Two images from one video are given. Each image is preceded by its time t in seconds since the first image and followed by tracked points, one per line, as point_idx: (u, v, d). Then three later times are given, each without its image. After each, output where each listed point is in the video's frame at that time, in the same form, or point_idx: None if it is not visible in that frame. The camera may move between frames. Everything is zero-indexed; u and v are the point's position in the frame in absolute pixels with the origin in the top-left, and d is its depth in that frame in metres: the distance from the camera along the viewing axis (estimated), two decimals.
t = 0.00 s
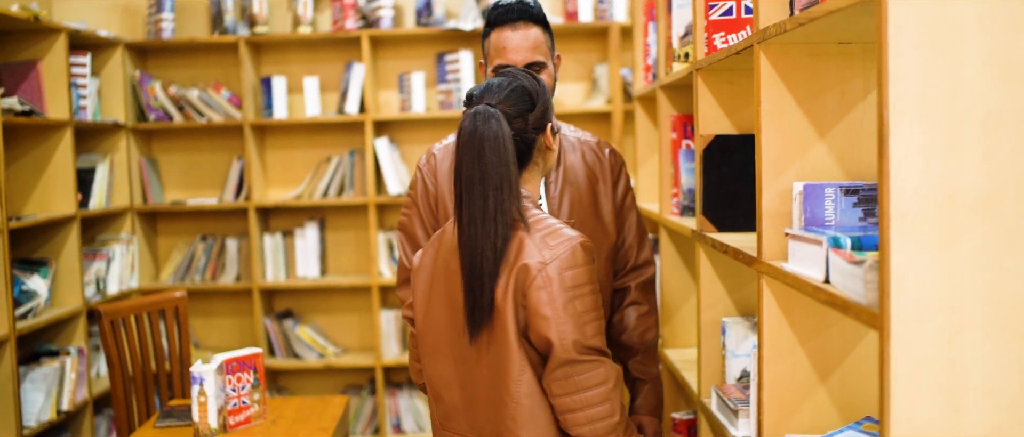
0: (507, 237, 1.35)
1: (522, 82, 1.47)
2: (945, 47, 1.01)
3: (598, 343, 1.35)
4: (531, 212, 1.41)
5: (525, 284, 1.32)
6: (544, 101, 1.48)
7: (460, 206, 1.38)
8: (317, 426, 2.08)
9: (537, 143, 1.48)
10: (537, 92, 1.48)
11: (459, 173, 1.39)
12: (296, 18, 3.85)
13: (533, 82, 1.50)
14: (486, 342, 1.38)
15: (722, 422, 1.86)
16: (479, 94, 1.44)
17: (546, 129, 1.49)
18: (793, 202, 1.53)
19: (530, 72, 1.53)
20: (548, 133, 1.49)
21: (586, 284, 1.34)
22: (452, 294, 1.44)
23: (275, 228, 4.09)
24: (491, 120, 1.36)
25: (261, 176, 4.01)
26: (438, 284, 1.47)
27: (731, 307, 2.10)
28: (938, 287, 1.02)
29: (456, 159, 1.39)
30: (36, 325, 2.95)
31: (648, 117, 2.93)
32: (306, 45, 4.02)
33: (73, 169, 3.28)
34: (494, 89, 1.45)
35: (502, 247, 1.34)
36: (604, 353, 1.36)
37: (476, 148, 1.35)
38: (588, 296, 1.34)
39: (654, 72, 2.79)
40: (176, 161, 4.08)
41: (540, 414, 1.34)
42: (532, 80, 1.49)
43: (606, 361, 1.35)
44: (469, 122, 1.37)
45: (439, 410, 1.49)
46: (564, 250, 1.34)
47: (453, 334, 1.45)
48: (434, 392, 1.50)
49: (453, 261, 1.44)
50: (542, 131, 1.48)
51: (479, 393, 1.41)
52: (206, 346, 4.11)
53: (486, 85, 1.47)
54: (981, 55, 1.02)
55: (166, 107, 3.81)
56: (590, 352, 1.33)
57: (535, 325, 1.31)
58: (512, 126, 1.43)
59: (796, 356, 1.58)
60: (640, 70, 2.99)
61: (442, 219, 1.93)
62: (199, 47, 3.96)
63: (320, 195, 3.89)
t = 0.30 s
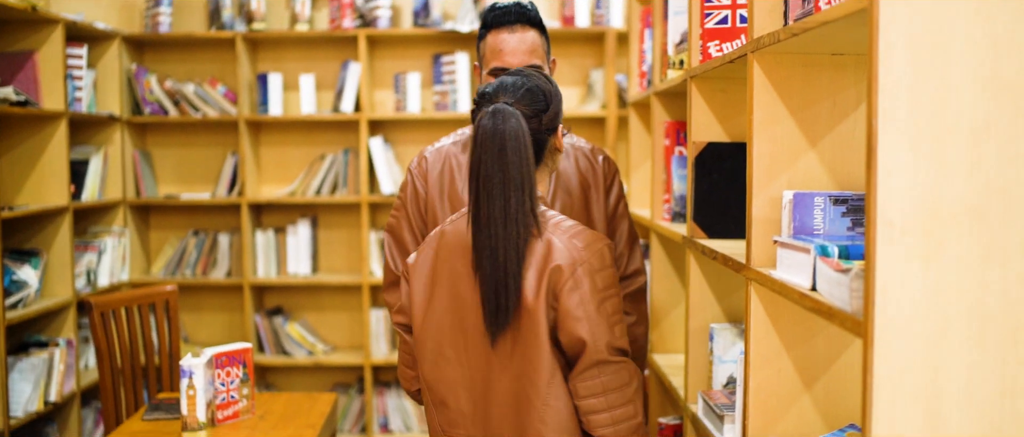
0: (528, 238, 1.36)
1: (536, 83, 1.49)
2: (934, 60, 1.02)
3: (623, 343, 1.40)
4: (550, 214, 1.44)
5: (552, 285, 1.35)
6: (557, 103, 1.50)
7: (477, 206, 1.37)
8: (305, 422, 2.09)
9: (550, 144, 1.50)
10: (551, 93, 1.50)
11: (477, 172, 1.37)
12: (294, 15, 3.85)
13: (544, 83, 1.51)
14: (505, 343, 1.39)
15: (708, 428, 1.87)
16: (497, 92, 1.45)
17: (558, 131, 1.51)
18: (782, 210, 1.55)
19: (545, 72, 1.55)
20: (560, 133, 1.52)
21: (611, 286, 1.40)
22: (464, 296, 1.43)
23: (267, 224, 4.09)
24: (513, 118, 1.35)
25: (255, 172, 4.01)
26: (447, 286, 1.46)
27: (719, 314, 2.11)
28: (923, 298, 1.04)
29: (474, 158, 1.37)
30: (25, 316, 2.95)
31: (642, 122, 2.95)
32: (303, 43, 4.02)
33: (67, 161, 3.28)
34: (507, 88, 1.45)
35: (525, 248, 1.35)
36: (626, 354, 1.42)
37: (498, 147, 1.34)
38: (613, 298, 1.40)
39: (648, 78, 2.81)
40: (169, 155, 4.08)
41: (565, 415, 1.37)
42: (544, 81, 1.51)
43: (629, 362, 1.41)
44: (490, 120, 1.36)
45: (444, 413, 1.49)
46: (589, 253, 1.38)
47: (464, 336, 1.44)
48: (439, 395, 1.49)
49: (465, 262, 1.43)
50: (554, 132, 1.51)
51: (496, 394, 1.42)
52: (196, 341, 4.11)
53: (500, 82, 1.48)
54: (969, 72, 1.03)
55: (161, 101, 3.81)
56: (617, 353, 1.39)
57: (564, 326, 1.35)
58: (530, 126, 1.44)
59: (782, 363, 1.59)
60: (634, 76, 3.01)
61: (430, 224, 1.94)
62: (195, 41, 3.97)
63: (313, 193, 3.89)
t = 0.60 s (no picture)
0: (550, 239, 1.38)
1: (552, 86, 1.49)
2: (928, 71, 1.03)
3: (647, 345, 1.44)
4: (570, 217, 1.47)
5: (579, 286, 1.38)
6: (570, 107, 1.52)
7: (497, 208, 1.36)
8: (297, 418, 2.10)
9: (563, 147, 1.52)
10: (566, 96, 1.51)
11: (497, 174, 1.36)
12: (294, 13, 3.86)
13: (558, 86, 1.52)
14: (527, 344, 1.42)
15: (699, 432, 1.88)
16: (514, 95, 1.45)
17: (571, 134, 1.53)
18: (776, 217, 1.56)
19: (556, 74, 1.56)
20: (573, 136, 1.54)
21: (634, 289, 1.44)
22: (480, 299, 1.43)
23: (262, 220, 4.09)
24: (536, 119, 1.36)
25: (252, 168, 4.02)
26: (458, 289, 1.45)
27: (711, 319, 2.12)
28: (911, 305, 1.05)
29: (494, 159, 1.36)
30: (19, 307, 2.95)
31: (639, 128, 2.96)
32: (302, 41, 4.03)
33: (64, 154, 3.28)
34: (521, 90, 1.46)
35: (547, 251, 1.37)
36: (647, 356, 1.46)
37: (520, 149, 1.34)
38: (636, 300, 1.44)
39: (646, 84, 2.83)
40: (166, 149, 4.07)
41: (588, 415, 1.41)
42: (558, 84, 1.52)
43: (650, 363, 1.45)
44: (510, 122, 1.35)
45: (453, 417, 1.48)
46: (613, 255, 1.43)
47: (479, 339, 1.44)
48: (451, 399, 1.48)
49: (481, 265, 1.43)
50: (567, 136, 1.52)
51: (516, 395, 1.43)
52: (189, 336, 4.10)
53: (515, 85, 1.48)
54: (962, 84, 1.04)
55: (160, 95, 3.82)
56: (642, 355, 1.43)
57: (592, 326, 1.39)
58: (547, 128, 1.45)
59: (773, 368, 1.60)
60: (632, 81, 3.03)
61: (423, 226, 1.93)
62: (195, 37, 3.97)
63: (310, 191, 3.89)
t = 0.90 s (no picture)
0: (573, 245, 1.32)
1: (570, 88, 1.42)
2: (921, 80, 1.04)
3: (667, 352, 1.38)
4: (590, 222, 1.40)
5: (609, 291, 1.31)
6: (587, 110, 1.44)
7: (522, 211, 1.29)
8: (289, 413, 2.11)
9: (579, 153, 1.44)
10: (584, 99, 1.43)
11: (522, 176, 1.28)
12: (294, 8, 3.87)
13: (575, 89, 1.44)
14: (550, 352, 1.32)
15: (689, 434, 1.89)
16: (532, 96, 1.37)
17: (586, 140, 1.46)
18: (769, 222, 1.57)
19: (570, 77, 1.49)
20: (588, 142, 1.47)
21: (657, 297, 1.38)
22: (500, 305, 1.33)
23: (258, 215, 4.09)
24: (562, 123, 1.29)
25: (248, 163, 4.02)
26: (476, 295, 1.34)
27: (703, 322, 2.13)
28: (899, 313, 1.06)
29: (520, 161, 1.28)
30: (12, 295, 2.94)
31: (636, 131, 2.97)
32: (302, 36, 4.03)
33: (61, 144, 3.27)
34: (541, 92, 1.37)
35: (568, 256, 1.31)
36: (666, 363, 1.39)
37: (548, 152, 1.27)
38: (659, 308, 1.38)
39: (644, 87, 2.84)
40: (163, 142, 4.07)
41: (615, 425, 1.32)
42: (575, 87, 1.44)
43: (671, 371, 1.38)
44: (535, 124, 1.28)
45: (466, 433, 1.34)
46: (639, 261, 1.37)
47: (497, 346, 1.33)
48: (463, 412, 1.34)
49: (500, 269, 1.34)
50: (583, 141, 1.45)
51: (537, 406, 1.32)
52: (182, 329, 4.10)
53: (533, 86, 1.39)
54: (955, 95, 1.05)
55: (158, 87, 3.81)
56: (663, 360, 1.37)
57: (620, 332, 1.33)
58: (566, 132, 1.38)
59: (763, 372, 1.61)
60: (630, 84, 3.04)
61: (419, 226, 1.94)
62: (195, 30, 3.97)
63: (306, 186, 3.90)
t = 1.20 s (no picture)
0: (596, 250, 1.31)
1: (587, 93, 1.39)
2: (918, 87, 1.05)
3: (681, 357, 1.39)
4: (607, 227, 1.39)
5: (634, 296, 1.31)
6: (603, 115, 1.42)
7: (544, 216, 1.27)
8: (282, 409, 2.11)
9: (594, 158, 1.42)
10: (601, 104, 1.41)
11: (546, 182, 1.26)
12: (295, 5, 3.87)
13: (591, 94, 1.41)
14: (571, 358, 1.30)
15: None
16: (552, 100, 1.33)
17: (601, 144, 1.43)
18: (764, 226, 1.58)
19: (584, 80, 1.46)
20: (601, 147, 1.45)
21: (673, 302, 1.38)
22: (518, 312, 1.30)
23: (254, 210, 4.09)
24: (585, 128, 1.28)
25: (246, 159, 4.02)
26: (493, 301, 1.31)
27: (697, 325, 2.14)
28: (892, 318, 1.07)
29: (544, 165, 1.26)
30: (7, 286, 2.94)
31: (633, 134, 2.98)
32: (302, 33, 4.03)
33: (59, 136, 3.27)
34: (560, 97, 1.34)
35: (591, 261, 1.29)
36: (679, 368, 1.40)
37: (573, 156, 1.26)
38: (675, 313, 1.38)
39: (643, 90, 2.85)
40: (161, 136, 4.07)
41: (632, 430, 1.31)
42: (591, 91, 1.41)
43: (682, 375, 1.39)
44: (559, 129, 1.26)
45: None
46: (658, 266, 1.37)
47: (515, 351, 1.30)
48: (480, 420, 1.31)
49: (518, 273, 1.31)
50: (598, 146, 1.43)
51: (558, 413, 1.30)
52: (176, 323, 4.10)
53: (551, 89, 1.36)
54: (950, 102, 1.05)
55: (157, 81, 3.81)
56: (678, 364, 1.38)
57: (643, 337, 1.33)
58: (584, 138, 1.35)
59: (755, 376, 1.62)
60: (629, 87, 3.05)
61: (416, 225, 1.93)
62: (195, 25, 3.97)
63: (303, 183, 3.90)
